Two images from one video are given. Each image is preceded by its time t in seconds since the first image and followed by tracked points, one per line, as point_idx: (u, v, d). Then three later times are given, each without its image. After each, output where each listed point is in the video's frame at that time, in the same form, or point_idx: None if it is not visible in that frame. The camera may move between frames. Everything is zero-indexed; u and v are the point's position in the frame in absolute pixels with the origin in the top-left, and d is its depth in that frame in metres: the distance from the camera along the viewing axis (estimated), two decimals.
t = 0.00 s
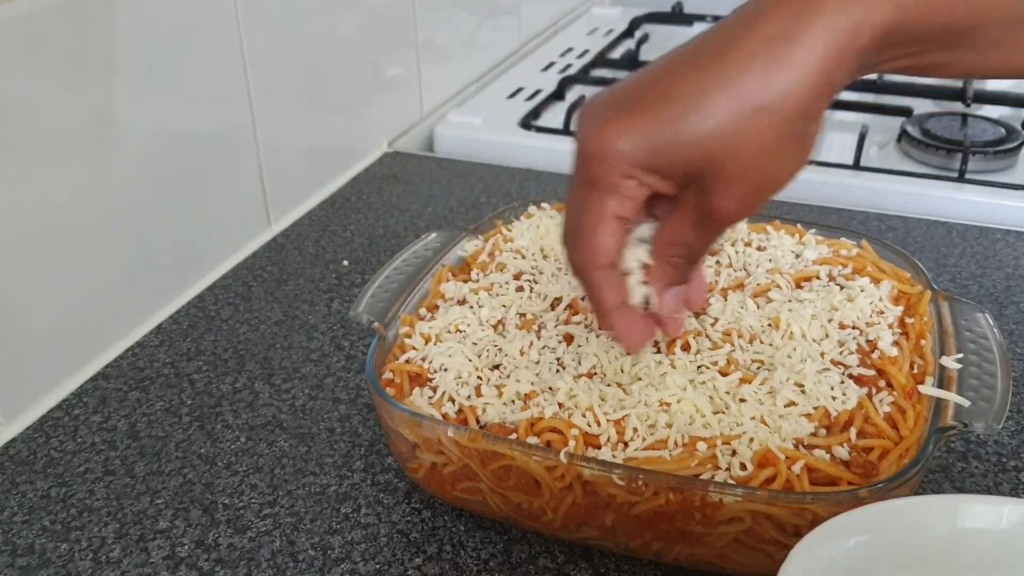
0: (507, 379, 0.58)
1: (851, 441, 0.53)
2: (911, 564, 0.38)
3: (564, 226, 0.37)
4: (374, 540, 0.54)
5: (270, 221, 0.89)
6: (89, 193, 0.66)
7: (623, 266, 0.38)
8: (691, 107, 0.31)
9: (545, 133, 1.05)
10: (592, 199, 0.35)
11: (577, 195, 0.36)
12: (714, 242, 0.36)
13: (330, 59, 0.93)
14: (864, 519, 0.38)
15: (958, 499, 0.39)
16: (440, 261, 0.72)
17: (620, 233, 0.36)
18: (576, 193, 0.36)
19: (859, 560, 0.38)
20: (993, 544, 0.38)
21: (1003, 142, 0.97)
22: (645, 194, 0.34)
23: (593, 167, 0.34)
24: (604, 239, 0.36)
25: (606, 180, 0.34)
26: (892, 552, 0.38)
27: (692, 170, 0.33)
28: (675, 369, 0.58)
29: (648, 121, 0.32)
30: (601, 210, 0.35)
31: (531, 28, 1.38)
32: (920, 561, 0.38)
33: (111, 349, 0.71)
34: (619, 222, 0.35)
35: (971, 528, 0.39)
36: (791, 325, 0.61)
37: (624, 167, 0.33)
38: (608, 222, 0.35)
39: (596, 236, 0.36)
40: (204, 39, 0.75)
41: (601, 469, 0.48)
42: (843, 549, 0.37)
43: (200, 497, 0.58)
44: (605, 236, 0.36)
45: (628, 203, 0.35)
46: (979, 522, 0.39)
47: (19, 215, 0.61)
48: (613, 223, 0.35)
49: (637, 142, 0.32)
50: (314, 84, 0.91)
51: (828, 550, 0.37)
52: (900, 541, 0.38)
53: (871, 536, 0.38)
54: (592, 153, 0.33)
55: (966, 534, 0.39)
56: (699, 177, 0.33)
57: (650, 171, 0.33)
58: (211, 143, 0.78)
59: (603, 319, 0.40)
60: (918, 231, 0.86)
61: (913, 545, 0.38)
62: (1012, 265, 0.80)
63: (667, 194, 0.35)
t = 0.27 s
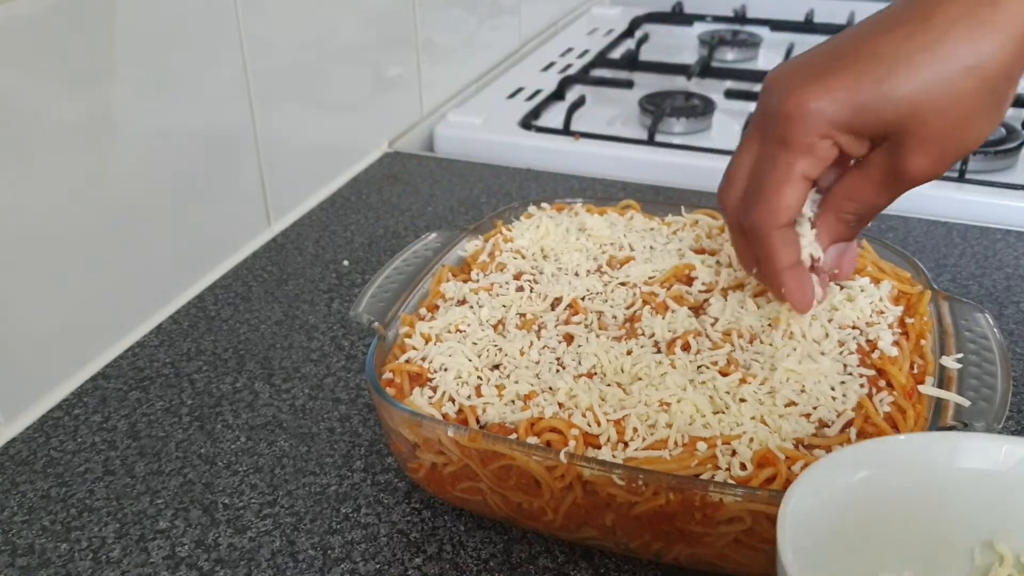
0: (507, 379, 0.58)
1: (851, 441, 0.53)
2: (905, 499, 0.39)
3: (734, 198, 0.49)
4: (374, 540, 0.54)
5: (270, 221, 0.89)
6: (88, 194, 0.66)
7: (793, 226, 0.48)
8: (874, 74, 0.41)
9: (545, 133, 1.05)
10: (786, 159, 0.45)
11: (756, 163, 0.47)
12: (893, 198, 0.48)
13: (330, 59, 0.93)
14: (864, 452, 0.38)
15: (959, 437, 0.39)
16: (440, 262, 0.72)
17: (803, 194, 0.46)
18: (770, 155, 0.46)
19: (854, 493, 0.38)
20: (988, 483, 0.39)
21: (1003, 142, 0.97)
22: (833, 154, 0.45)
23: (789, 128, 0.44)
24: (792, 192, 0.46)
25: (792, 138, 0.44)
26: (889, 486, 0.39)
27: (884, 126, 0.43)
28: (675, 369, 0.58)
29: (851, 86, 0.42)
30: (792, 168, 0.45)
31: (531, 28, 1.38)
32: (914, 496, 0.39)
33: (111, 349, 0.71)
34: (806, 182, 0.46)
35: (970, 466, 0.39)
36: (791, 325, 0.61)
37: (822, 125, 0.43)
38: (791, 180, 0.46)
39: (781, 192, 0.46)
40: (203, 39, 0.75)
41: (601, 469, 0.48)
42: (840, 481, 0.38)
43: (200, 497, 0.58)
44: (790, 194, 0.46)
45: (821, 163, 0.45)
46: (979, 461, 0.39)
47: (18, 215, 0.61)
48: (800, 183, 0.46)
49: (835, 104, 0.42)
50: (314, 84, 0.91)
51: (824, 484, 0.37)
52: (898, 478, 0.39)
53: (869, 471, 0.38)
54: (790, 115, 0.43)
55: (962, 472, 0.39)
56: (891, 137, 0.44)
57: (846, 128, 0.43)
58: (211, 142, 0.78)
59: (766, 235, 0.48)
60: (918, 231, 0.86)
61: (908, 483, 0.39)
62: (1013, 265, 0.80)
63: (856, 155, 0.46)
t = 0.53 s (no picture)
0: (507, 379, 0.58)
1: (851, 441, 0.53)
2: (931, 461, 0.41)
3: (796, 214, 0.48)
4: (374, 540, 0.54)
5: (270, 221, 0.89)
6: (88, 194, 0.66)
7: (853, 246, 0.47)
8: (953, 98, 0.40)
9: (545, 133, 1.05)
10: (852, 175, 0.44)
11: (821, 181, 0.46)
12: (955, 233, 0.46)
13: (330, 60, 0.93)
14: (895, 416, 0.40)
15: (982, 402, 0.41)
16: (440, 261, 0.72)
17: (867, 212, 0.45)
18: (834, 171, 0.45)
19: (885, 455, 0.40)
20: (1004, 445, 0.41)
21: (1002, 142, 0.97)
22: (901, 175, 0.44)
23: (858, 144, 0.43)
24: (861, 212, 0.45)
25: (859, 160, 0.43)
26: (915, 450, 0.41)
27: (956, 155, 0.41)
28: (675, 369, 0.58)
29: (924, 108, 0.41)
30: (859, 185, 0.44)
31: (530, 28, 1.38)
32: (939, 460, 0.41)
33: (111, 349, 0.71)
34: (869, 199, 0.45)
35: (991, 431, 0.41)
36: (791, 325, 0.61)
37: (891, 144, 0.42)
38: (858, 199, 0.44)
39: (847, 209, 0.45)
40: (203, 39, 0.75)
41: (601, 469, 0.48)
42: (872, 444, 0.40)
43: (200, 498, 0.58)
44: (853, 212, 0.45)
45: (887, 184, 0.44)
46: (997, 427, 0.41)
47: (18, 217, 0.61)
48: (864, 201, 0.45)
49: (903, 120, 0.42)
50: (314, 84, 0.91)
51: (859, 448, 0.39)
52: (926, 440, 0.41)
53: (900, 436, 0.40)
54: (863, 132, 0.43)
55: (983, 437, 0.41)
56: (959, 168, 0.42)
57: (919, 152, 0.42)
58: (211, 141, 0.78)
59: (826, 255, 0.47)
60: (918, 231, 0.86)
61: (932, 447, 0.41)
62: (1012, 265, 0.80)
63: (923, 183, 0.44)
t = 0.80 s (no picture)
0: (507, 379, 0.58)
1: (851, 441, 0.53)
2: (936, 488, 0.42)
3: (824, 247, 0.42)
4: (374, 540, 0.54)
5: (270, 221, 0.89)
6: (88, 194, 0.66)
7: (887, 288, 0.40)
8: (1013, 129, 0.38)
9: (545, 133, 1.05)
10: (904, 203, 0.38)
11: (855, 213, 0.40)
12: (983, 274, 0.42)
13: (330, 60, 0.93)
14: (903, 444, 0.41)
15: (989, 430, 0.41)
16: (440, 261, 0.72)
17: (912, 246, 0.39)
18: (879, 201, 0.39)
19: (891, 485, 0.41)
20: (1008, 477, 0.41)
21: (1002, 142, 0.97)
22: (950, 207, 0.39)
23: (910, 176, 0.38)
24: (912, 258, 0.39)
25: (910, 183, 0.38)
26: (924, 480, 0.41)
27: (1007, 189, 0.39)
28: (675, 369, 0.58)
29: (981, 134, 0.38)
30: (911, 214, 0.38)
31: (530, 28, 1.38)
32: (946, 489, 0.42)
33: (111, 349, 0.71)
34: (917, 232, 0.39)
35: (996, 459, 0.41)
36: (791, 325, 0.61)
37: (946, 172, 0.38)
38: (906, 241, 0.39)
39: (893, 241, 0.39)
40: (203, 40, 0.75)
41: (601, 469, 0.48)
42: (880, 471, 0.40)
43: (200, 498, 0.58)
44: (900, 245, 0.39)
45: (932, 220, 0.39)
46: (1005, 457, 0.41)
47: (17, 218, 0.61)
48: (914, 233, 0.39)
49: (956, 149, 0.38)
50: (314, 84, 0.91)
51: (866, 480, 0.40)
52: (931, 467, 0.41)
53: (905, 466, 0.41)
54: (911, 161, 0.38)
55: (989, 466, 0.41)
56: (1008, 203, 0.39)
57: (974, 183, 0.38)
58: (211, 141, 0.78)
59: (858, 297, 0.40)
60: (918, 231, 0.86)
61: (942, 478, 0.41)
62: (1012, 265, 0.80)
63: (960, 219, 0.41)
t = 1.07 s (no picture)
0: (507, 379, 0.58)
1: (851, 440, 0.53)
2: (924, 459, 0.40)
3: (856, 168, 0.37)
4: (374, 540, 0.54)
5: (270, 222, 0.89)
6: (88, 194, 0.66)
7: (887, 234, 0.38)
8: None
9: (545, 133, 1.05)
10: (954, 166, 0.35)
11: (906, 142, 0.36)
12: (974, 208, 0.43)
13: (330, 60, 0.93)
14: (887, 419, 0.39)
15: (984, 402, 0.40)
16: (440, 261, 0.72)
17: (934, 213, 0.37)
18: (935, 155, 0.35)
19: (876, 457, 0.39)
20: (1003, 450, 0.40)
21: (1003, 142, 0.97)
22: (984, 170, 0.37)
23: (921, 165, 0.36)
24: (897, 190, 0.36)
25: (918, 93, 0.35)
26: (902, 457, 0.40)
27: None
28: (675, 369, 0.58)
29: None
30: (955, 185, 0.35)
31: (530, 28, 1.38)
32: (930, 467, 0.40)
33: (111, 349, 0.71)
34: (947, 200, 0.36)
35: (988, 433, 0.40)
36: (791, 325, 0.61)
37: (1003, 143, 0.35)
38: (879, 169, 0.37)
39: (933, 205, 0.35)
40: (203, 40, 0.75)
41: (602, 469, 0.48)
42: (862, 446, 0.39)
43: (200, 498, 0.58)
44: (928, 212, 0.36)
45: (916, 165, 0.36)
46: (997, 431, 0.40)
47: (17, 218, 0.61)
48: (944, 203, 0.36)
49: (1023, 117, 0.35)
50: (314, 84, 0.91)
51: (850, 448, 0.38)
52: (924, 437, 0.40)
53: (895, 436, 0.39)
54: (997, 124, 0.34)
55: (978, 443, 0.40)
56: None
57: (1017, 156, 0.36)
58: (210, 141, 0.78)
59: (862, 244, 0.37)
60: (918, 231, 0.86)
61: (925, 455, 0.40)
62: (1012, 265, 0.80)
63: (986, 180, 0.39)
